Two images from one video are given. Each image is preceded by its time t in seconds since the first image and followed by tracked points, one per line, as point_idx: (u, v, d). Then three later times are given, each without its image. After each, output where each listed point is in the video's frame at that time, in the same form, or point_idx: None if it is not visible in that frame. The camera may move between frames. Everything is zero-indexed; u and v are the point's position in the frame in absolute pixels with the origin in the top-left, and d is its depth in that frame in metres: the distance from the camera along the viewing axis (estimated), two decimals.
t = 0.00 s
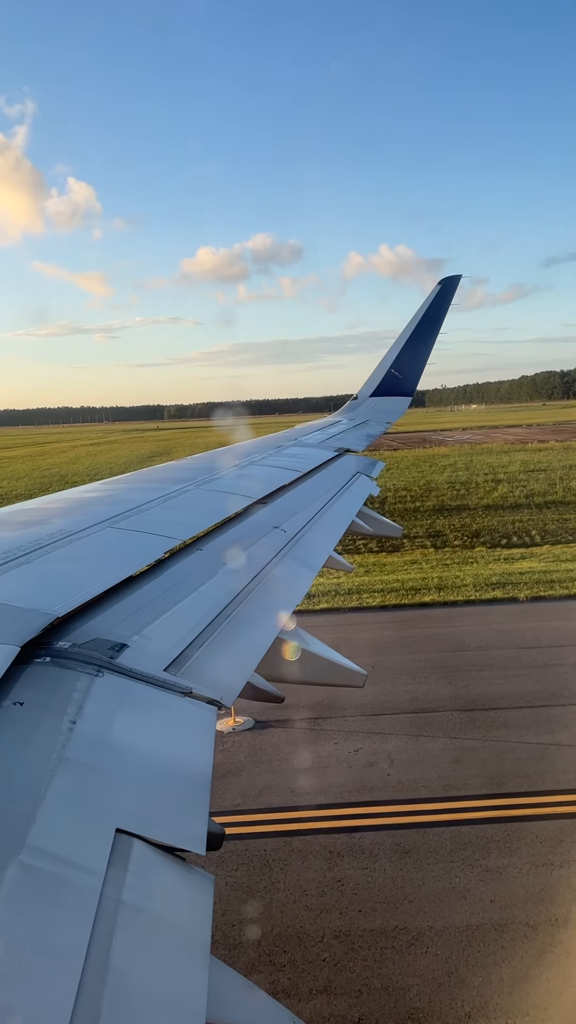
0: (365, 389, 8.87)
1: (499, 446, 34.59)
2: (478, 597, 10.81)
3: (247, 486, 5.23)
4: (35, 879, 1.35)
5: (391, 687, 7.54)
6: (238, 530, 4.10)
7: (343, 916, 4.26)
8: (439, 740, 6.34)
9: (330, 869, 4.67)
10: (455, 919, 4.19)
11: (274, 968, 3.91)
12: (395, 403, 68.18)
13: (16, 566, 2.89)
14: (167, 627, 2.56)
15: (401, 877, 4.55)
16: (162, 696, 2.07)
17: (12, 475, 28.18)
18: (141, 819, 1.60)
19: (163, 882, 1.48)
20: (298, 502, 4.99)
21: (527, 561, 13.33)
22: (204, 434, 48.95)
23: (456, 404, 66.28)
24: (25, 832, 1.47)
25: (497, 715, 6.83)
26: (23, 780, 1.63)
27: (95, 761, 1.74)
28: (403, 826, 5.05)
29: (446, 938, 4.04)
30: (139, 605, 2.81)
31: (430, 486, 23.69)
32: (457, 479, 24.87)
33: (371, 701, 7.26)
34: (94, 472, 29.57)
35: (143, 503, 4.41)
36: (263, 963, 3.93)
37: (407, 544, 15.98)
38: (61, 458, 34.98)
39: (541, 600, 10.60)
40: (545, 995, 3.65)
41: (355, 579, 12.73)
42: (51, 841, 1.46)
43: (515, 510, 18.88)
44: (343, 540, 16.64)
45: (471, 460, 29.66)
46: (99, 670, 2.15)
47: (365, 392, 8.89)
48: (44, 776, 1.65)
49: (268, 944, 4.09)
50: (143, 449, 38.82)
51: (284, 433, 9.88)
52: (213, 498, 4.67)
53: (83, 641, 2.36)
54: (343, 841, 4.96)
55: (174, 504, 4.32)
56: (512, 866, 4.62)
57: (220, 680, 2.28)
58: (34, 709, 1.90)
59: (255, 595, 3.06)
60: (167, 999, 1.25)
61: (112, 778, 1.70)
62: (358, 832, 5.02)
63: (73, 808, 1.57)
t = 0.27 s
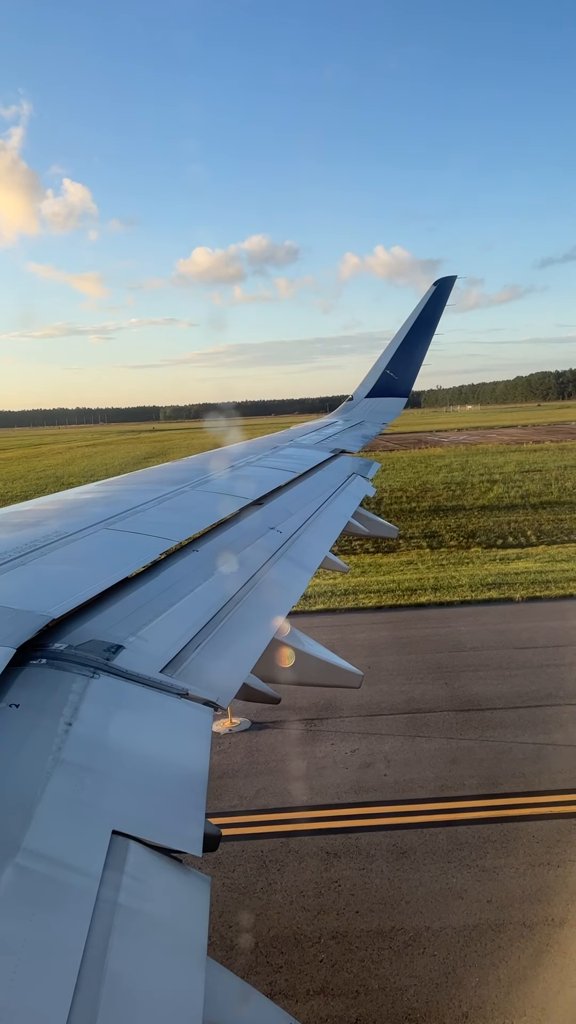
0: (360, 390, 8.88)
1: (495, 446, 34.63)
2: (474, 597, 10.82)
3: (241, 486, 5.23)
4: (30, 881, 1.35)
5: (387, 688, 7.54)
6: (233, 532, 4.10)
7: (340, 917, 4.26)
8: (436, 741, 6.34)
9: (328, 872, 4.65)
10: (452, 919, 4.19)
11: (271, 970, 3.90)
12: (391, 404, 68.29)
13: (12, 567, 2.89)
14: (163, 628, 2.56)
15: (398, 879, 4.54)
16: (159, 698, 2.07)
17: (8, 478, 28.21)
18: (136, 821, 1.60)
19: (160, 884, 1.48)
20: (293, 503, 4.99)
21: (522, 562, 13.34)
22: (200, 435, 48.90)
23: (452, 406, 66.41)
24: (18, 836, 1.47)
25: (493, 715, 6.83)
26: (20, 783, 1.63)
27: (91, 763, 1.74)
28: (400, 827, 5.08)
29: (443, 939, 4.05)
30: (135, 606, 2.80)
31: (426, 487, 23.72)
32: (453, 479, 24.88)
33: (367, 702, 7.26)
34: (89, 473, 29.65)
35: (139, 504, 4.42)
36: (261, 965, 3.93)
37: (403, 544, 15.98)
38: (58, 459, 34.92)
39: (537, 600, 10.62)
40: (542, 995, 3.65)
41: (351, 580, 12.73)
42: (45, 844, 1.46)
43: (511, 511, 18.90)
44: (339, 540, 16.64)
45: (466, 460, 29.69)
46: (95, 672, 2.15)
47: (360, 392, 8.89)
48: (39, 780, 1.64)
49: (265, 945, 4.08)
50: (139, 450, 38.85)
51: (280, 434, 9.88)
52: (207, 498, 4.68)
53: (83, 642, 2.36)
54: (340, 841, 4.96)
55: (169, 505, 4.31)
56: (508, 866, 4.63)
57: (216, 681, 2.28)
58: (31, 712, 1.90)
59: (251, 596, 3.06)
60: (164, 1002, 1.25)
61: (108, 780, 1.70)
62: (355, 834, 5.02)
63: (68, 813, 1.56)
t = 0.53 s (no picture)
0: (349, 392, 8.88)
1: (482, 448, 34.75)
2: (462, 599, 10.84)
3: (230, 488, 5.24)
4: (16, 885, 1.34)
5: (375, 690, 7.55)
6: (220, 534, 4.10)
7: (329, 919, 4.27)
8: (424, 742, 6.36)
9: (316, 874, 4.66)
10: (441, 921, 4.20)
11: (260, 972, 3.90)
12: (379, 407, 68.42)
13: None
14: (150, 631, 2.57)
15: (387, 880, 4.55)
16: (146, 700, 2.08)
17: None
18: (122, 824, 1.60)
19: (146, 888, 1.48)
20: (281, 504, 5.01)
21: (510, 563, 13.40)
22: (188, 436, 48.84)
23: (439, 408, 66.61)
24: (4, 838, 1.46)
25: (481, 716, 6.85)
26: (6, 786, 1.63)
27: (78, 766, 1.74)
28: (388, 828, 5.10)
29: (431, 940, 4.05)
30: (122, 609, 2.80)
31: (414, 488, 23.77)
32: (440, 481, 24.95)
33: (356, 704, 7.26)
34: (78, 474, 29.59)
35: (127, 506, 4.42)
36: (249, 967, 3.93)
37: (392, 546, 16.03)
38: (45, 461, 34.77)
39: (524, 601, 10.68)
40: (530, 996, 3.66)
41: (339, 582, 12.73)
42: (31, 846, 1.45)
43: (498, 512, 18.97)
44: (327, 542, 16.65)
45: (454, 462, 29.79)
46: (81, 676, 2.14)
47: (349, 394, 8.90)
48: (25, 783, 1.64)
49: (253, 949, 4.08)
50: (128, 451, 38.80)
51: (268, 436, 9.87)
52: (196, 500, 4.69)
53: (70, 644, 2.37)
54: (328, 844, 4.96)
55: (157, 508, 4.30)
56: (496, 867, 4.64)
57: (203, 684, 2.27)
58: (17, 714, 1.90)
59: (239, 599, 3.06)
60: (150, 1006, 1.25)
61: (95, 784, 1.70)
62: (343, 836, 5.03)
63: (54, 815, 1.56)
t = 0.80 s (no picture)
0: (338, 393, 8.89)
1: (470, 448, 34.79)
2: (451, 599, 10.87)
3: (220, 488, 5.24)
4: (4, 888, 1.34)
5: (365, 690, 7.55)
6: (210, 535, 4.09)
7: (320, 919, 4.27)
8: (414, 742, 6.37)
9: (307, 874, 4.66)
10: (431, 921, 4.20)
11: (250, 974, 3.89)
12: (369, 407, 68.52)
13: None
14: (139, 632, 2.56)
15: (378, 880, 4.56)
16: (135, 701, 2.07)
17: None
18: (110, 826, 1.60)
19: (134, 892, 1.47)
20: (271, 505, 5.01)
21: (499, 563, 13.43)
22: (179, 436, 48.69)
23: (428, 408, 66.76)
24: None
25: (471, 716, 6.86)
26: None
27: (65, 769, 1.73)
28: (379, 827, 5.10)
29: (422, 940, 4.06)
30: (111, 611, 2.79)
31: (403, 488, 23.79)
32: (429, 481, 24.99)
33: (346, 704, 7.27)
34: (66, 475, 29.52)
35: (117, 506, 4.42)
36: (239, 969, 3.92)
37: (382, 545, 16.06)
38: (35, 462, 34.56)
39: (514, 600, 10.71)
40: (520, 995, 3.67)
41: (329, 581, 12.75)
42: (19, 848, 1.45)
43: (487, 512, 19.01)
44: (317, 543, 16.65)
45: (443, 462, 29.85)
46: (70, 678, 2.13)
47: (338, 395, 8.90)
48: (13, 784, 1.64)
49: (244, 950, 4.07)
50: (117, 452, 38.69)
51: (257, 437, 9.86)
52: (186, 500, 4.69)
53: (59, 646, 2.36)
54: (319, 844, 4.95)
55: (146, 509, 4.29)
56: (486, 867, 4.65)
57: (191, 686, 2.27)
58: (5, 716, 1.89)
59: (228, 600, 3.05)
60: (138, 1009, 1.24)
61: (83, 787, 1.69)
62: (334, 837, 5.03)
63: (42, 818, 1.56)
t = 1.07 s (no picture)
0: (328, 391, 8.88)
1: (460, 446, 34.86)
2: (442, 597, 10.88)
3: (210, 487, 5.23)
4: None
5: (356, 688, 7.55)
6: (200, 534, 4.08)
7: (312, 917, 4.27)
8: (406, 740, 6.38)
9: (299, 873, 4.66)
10: (422, 918, 4.21)
11: (242, 972, 3.89)
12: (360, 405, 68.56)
13: None
14: (129, 631, 2.56)
15: (370, 877, 4.56)
16: (126, 701, 2.07)
17: None
18: (101, 826, 1.60)
19: (125, 892, 1.47)
20: (262, 504, 5.01)
21: (489, 561, 13.45)
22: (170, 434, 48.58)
23: (419, 406, 66.87)
24: None
25: (462, 714, 6.87)
26: None
27: (56, 769, 1.73)
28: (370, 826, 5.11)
29: (414, 937, 4.07)
30: (101, 610, 2.78)
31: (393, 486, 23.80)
32: (420, 479, 25.01)
33: (337, 702, 7.27)
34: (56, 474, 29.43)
35: (107, 506, 4.41)
36: (231, 968, 3.92)
37: (372, 544, 16.08)
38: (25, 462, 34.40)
39: (504, 598, 10.75)
40: (511, 991, 3.69)
41: (320, 580, 12.76)
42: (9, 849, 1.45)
43: (477, 510, 19.04)
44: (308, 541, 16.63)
45: (434, 460, 29.87)
46: (59, 678, 2.13)
47: (328, 393, 8.90)
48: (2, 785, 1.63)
49: (236, 949, 4.07)
50: (107, 451, 38.57)
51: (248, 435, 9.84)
52: (176, 499, 4.68)
53: (49, 646, 2.36)
54: (310, 843, 4.96)
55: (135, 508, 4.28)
56: (477, 864, 4.66)
57: (182, 685, 2.26)
58: None
59: (219, 599, 3.05)
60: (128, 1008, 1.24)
61: (72, 787, 1.69)
62: (325, 835, 5.04)
63: (32, 818, 1.55)
